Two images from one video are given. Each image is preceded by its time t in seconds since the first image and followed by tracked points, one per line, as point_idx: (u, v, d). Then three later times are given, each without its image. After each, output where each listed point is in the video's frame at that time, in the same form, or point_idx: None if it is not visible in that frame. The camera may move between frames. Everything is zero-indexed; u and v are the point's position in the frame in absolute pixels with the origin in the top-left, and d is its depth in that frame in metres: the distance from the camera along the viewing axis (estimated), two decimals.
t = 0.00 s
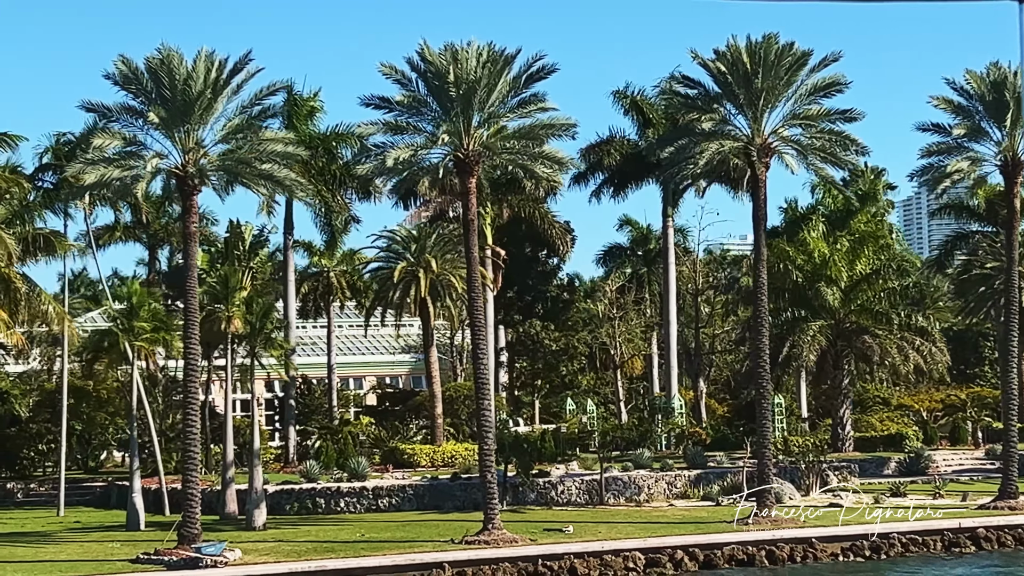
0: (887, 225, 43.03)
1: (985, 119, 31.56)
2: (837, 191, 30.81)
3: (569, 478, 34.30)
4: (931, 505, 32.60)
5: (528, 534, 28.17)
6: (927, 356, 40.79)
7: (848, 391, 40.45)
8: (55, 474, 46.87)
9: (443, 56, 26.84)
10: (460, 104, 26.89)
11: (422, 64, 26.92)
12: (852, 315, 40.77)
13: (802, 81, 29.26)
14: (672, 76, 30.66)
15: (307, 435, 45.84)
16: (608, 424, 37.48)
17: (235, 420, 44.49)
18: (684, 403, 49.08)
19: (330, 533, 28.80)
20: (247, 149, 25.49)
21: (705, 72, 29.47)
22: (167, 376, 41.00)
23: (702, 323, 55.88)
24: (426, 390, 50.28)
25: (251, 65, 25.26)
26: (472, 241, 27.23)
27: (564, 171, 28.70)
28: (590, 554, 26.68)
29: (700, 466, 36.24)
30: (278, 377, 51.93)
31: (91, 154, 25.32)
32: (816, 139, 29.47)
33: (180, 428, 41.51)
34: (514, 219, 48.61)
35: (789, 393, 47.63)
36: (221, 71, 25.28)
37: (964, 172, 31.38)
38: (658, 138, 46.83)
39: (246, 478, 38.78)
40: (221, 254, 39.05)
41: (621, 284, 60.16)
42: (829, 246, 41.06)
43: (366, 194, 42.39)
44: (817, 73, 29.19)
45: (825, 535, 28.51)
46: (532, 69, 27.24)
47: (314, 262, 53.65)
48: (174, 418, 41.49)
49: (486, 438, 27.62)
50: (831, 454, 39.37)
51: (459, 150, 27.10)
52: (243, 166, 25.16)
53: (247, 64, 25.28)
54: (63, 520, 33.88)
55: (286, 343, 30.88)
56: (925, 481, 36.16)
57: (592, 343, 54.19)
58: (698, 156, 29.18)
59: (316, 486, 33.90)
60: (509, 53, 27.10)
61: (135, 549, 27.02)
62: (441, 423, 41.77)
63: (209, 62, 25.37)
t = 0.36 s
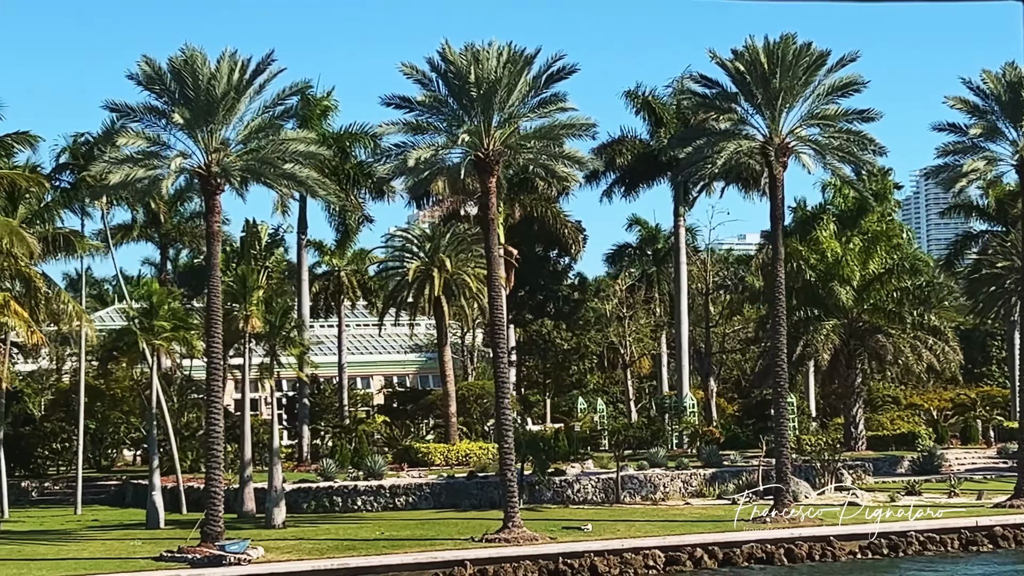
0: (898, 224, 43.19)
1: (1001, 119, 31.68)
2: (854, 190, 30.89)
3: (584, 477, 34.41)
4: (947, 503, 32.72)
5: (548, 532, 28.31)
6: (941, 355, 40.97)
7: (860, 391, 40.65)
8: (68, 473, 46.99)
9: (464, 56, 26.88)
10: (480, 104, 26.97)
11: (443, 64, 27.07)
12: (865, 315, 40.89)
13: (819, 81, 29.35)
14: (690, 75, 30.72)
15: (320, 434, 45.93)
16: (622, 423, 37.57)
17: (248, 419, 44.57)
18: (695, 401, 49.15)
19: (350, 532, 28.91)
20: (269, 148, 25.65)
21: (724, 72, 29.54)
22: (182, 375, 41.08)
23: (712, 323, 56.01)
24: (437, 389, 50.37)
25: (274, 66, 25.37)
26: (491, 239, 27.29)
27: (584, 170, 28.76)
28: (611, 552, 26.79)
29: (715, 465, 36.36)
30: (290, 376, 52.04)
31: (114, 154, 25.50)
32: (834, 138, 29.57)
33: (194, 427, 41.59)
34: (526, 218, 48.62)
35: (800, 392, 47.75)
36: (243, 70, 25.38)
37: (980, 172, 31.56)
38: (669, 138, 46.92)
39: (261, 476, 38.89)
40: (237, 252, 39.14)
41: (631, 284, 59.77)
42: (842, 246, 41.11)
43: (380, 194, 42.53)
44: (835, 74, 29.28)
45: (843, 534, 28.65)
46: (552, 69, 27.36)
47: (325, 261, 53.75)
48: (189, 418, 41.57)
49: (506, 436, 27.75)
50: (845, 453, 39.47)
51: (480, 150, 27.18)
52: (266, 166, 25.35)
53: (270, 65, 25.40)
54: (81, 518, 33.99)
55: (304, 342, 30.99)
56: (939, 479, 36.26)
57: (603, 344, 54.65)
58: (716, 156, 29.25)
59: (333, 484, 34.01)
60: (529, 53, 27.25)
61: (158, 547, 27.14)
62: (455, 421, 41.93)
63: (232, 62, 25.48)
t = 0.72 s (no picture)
0: (908, 225, 43.21)
1: (1016, 120, 31.83)
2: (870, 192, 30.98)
3: (599, 477, 34.52)
4: (962, 504, 32.80)
5: (565, 532, 28.42)
6: (952, 356, 41.20)
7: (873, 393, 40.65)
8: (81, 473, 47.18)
9: (483, 59, 27.03)
10: (499, 106, 27.05)
11: (461, 66, 27.20)
12: (877, 316, 40.86)
13: (836, 83, 29.46)
14: (705, 78, 30.83)
15: (332, 435, 46.04)
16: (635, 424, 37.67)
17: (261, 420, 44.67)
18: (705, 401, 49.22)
19: (368, 532, 28.99)
20: (291, 150, 25.91)
21: (740, 74, 29.64)
22: (195, 376, 41.18)
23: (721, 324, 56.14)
24: (448, 390, 50.48)
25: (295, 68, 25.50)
26: (509, 240, 27.38)
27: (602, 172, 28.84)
28: (629, 552, 26.88)
29: (729, 466, 36.46)
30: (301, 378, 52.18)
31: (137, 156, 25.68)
32: (850, 140, 29.68)
33: (208, 428, 41.69)
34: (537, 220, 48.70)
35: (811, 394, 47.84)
36: (264, 72, 25.52)
37: (995, 173, 31.69)
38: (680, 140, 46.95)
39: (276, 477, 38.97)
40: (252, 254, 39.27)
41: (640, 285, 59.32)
42: (853, 248, 41.32)
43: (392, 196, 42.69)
44: (851, 75, 29.39)
45: (859, 534, 28.76)
46: (570, 71, 27.47)
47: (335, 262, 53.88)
48: (202, 419, 41.66)
49: (524, 437, 27.87)
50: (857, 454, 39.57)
51: (498, 152, 27.28)
52: (288, 167, 25.60)
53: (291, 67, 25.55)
54: (97, 518, 34.13)
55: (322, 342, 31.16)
56: (953, 480, 36.31)
57: (612, 345, 54.94)
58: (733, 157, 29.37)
59: (348, 485, 34.11)
60: (547, 55, 27.34)
61: (177, 547, 27.25)
62: (468, 422, 42.15)
63: (253, 64, 25.61)
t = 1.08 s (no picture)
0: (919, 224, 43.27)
1: None
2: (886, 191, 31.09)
3: (614, 475, 34.64)
4: (977, 502, 32.89)
5: (585, 530, 28.53)
6: (965, 355, 41.18)
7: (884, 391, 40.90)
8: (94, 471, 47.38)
9: (503, 58, 27.21)
10: (519, 105, 27.16)
11: (482, 66, 27.35)
12: (889, 314, 41.02)
13: (853, 82, 29.60)
14: (722, 78, 30.95)
15: (344, 433, 46.17)
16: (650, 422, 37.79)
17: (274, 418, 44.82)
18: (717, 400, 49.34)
19: (388, 529, 29.10)
20: (313, 149, 25.97)
21: (758, 73, 29.77)
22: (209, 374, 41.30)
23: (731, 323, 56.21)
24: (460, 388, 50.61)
25: (317, 68, 25.67)
26: (529, 238, 27.48)
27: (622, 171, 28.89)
28: (648, 550, 26.98)
29: (744, 464, 36.60)
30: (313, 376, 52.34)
31: (159, 155, 25.80)
32: (867, 139, 29.80)
33: (222, 427, 41.83)
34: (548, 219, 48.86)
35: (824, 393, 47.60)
36: (286, 72, 25.66)
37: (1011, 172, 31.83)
38: (691, 139, 46.88)
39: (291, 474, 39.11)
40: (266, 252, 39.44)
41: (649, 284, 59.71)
42: (865, 247, 41.36)
43: (405, 194, 42.73)
44: (868, 75, 29.52)
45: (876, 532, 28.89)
46: (589, 70, 27.55)
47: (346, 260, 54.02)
48: (216, 417, 41.78)
49: (544, 434, 28.01)
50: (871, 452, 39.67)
51: (518, 151, 27.40)
52: (311, 166, 25.68)
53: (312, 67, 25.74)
54: (115, 516, 34.32)
55: (338, 340, 32.38)
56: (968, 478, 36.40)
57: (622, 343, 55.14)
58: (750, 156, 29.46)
59: (365, 482, 34.19)
60: (567, 55, 27.46)
61: (199, 544, 27.37)
62: (481, 420, 42.25)
63: (276, 65, 25.75)
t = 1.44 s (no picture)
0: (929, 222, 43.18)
1: None
2: (903, 189, 31.14)
3: (630, 474, 34.77)
4: (992, 500, 33.03)
5: (603, 528, 28.63)
6: (978, 354, 41.21)
7: (896, 391, 41.17)
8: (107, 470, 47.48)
9: (522, 58, 27.32)
10: (538, 104, 27.26)
11: (501, 66, 27.46)
12: (902, 313, 41.10)
13: (869, 81, 29.68)
14: (740, 77, 31.01)
15: (357, 432, 46.27)
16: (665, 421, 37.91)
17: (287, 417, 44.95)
18: (728, 398, 49.49)
19: (406, 527, 29.19)
20: (334, 149, 26.11)
21: (775, 73, 29.83)
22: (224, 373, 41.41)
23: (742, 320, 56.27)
24: (472, 387, 50.80)
25: (338, 68, 25.86)
26: (548, 238, 27.61)
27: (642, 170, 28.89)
28: (667, 548, 27.08)
29: (758, 462, 36.75)
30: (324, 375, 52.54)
31: (181, 155, 25.93)
32: (884, 139, 29.87)
33: (237, 425, 41.97)
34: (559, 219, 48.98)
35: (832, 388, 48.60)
36: (307, 71, 25.85)
37: None
38: (703, 139, 46.73)
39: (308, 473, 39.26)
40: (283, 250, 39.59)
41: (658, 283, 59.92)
42: (877, 247, 41.41)
43: (419, 193, 42.68)
44: (884, 74, 29.60)
45: (894, 530, 28.99)
46: (609, 69, 27.60)
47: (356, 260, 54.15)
48: (231, 416, 41.90)
49: (563, 432, 28.15)
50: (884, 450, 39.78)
51: (538, 151, 27.50)
52: (333, 166, 25.87)
53: (333, 67, 25.99)
54: (132, 514, 34.44)
55: (357, 339, 32.37)
56: (982, 477, 36.52)
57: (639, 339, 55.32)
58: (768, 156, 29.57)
59: (381, 481, 34.27)
60: (586, 54, 27.57)
61: (220, 542, 27.47)
62: (494, 420, 42.37)
63: (297, 65, 25.90)
